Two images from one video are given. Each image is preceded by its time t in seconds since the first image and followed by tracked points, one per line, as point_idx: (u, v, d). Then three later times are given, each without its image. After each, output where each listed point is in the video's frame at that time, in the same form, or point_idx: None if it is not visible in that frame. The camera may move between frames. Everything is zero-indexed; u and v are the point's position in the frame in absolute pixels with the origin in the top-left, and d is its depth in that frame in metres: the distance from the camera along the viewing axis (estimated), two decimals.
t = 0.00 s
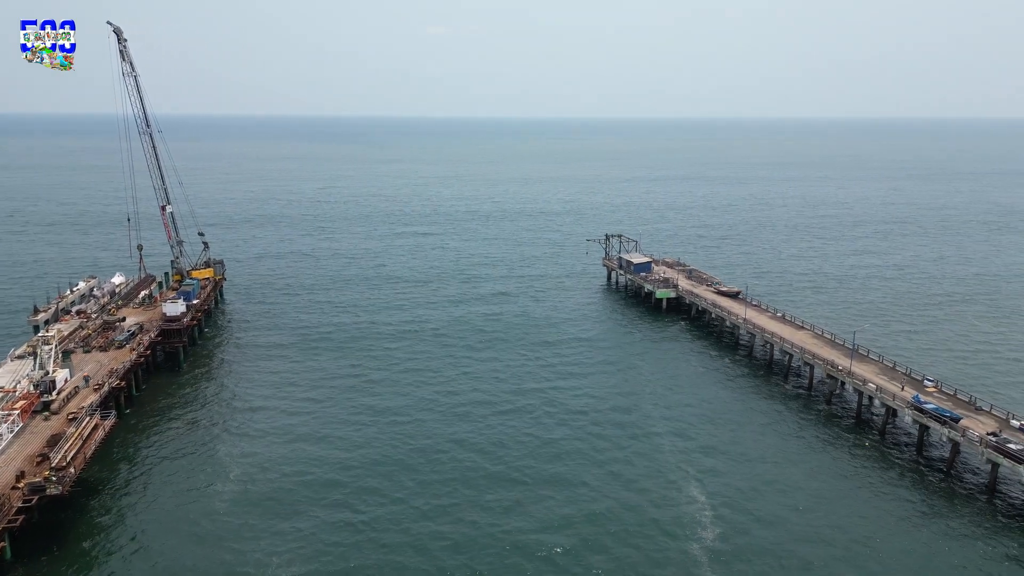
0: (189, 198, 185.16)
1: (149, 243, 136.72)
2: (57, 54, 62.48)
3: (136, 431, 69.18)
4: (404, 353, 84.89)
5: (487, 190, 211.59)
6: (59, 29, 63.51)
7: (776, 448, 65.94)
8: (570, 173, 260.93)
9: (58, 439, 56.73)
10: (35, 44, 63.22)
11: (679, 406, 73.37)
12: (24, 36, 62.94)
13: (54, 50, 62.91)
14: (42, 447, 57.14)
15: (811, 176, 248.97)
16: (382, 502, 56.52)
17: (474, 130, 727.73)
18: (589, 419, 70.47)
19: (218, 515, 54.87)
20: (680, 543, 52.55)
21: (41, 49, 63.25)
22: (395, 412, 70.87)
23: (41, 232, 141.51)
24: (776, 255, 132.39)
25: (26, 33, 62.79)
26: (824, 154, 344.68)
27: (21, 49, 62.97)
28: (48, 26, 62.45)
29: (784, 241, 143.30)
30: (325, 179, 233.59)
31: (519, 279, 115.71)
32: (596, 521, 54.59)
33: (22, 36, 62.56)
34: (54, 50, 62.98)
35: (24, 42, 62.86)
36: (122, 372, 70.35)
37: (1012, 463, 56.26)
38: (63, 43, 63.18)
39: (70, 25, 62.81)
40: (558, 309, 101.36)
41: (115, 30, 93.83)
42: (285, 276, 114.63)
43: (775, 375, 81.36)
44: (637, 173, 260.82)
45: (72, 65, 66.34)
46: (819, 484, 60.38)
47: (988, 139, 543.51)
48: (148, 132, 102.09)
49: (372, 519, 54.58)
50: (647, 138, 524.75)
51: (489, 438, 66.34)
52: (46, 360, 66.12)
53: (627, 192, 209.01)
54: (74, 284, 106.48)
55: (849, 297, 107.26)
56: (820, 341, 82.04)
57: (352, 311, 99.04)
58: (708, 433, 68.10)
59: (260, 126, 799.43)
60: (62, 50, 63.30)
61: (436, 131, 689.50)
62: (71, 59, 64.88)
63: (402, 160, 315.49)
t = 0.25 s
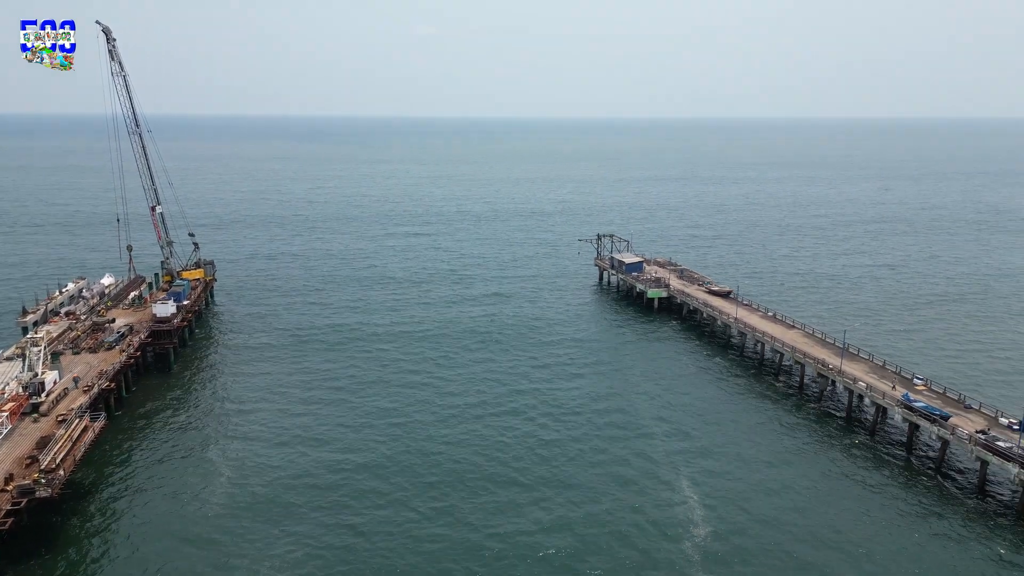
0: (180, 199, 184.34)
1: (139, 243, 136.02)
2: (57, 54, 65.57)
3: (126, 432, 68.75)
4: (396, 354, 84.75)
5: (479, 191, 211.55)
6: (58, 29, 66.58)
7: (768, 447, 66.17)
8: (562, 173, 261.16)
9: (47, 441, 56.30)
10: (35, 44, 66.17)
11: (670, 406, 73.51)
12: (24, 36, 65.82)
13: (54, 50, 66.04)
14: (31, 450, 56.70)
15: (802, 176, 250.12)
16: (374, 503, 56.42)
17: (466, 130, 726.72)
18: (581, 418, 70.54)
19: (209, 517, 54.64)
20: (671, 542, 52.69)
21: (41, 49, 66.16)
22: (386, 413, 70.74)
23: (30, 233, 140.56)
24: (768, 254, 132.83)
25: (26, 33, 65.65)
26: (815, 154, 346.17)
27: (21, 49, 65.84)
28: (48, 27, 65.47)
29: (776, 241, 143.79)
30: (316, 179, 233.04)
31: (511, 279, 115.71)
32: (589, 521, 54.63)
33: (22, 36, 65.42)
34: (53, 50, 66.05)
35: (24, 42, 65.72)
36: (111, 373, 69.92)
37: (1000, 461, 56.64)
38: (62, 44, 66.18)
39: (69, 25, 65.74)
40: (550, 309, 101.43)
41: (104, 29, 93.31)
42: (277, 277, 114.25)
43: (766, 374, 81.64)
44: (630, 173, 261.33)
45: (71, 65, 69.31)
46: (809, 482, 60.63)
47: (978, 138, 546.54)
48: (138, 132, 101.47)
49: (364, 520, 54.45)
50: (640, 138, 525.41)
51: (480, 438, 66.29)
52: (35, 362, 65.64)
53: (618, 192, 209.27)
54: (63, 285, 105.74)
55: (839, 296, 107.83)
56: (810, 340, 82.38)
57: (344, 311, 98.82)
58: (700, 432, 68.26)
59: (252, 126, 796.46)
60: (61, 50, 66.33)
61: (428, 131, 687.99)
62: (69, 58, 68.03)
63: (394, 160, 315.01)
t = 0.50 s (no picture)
0: (168, 199, 183.38)
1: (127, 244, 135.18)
2: (58, 53, 69.73)
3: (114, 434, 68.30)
4: (387, 354, 84.60)
5: (470, 191, 211.45)
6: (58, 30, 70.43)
7: (757, 445, 66.54)
8: (552, 173, 261.33)
9: (34, 444, 55.85)
10: (36, 44, 70.01)
11: (661, 405, 73.72)
12: (24, 36, 69.53)
13: (55, 50, 70.08)
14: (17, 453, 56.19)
15: (791, 176, 251.27)
16: (365, 503, 56.38)
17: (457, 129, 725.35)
18: (572, 418, 70.67)
19: (199, 518, 54.47)
20: (661, 539, 52.97)
21: (42, 49, 70.06)
22: (377, 414, 70.63)
23: (16, 234, 139.43)
24: (757, 254, 133.35)
25: (26, 34, 69.24)
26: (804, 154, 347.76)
27: (22, 50, 69.66)
28: (49, 27, 69.42)
29: (766, 240, 144.34)
30: (306, 180, 232.23)
31: (502, 279, 115.69)
32: (580, 520, 54.75)
33: (22, 36, 69.15)
34: (54, 49, 69.99)
35: (24, 42, 69.54)
36: (99, 375, 69.39)
37: (987, 458, 57.09)
38: (63, 44, 70.68)
39: (69, 26, 69.96)
40: (541, 309, 101.53)
41: (92, 29, 92.69)
42: (266, 277, 113.82)
43: (755, 373, 82.03)
44: (620, 173, 261.79)
45: (72, 64, 73.33)
46: (799, 480, 60.96)
47: (969, 137, 548.54)
48: (125, 132, 100.80)
49: (354, 520, 54.42)
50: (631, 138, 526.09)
51: (471, 438, 66.34)
52: (22, 364, 65.09)
53: (609, 192, 209.53)
54: (50, 286, 104.94)
55: (828, 295, 108.44)
56: (799, 338, 82.81)
57: (334, 312, 98.49)
58: (690, 431, 68.54)
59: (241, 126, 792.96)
60: (61, 50, 70.64)
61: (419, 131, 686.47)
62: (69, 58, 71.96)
63: (384, 160, 314.41)
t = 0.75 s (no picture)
0: (158, 200, 182.24)
1: (116, 245, 134.31)
2: (59, 53, 73.50)
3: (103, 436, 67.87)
4: (378, 354, 84.50)
5: (461, 191, 211.20)
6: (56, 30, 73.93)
7: (748, 443, 66.86)
8: (543, 173, 261.33)
9: (23, 446, 55.41)
10: (36, 44, 72.97)
11: (652, 404, 73.94)
12: (24, 36, 72.29)
13: (55, 49, 74.01)
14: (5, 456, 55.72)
15: (781, 176, 252.29)
16: (357, 503, 56.33)
17: (449, 129, 724.29)
18: (563, 417, 70.79)
19: (189, 520, 54.24)
20: (652, 538, 53.17)
21: (42, 49, 73.33)
22: (369, 414, 70.56)
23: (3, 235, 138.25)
24: (748, 253, 133.79)
25: (27, 33, 72.14)
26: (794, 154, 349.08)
27: (22, 50, 72.25)
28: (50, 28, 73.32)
29: (756, 240, 144.82)
30: (296, 180, 231.28)
31: (493, 279, 115.67)
32: (572, 520, 54.76)
33: (23, 36, 72.00)
34: (54, 48, 73.50)
35: (25, 42, 72.28)
36: (89, 377, 68.96)
37: (975, 455, 57.57)
38: (63, 44, 74.76)
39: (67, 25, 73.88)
40: (532, 309, 101.65)
41: (80, 28, 92.15)
42: (256, 278, 113.35)
43: (746, 371, 82.35)
44: (611, 173, 262.13)
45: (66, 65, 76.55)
46: (789, 478, 61.30)
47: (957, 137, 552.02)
48: (114, 132, 100.13)
49: (346, 520, 54.38)
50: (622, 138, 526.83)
51: (463, 438, 66.34)
52: (10, 366, 64.56)
53: (600, 192, 209.80)
54: (38, 287, 104.12)
55: (818, 295, 108.96)
56: (790, 337, 83.19)
57: (325, 313, 98.22)
58: (681, 430, 68.79)
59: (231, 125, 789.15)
60: (61, 50, 74.65)
61: (411, 131, 685.14)
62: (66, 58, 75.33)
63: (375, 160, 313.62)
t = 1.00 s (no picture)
0: (147, 200, 181.35)
1: (105, 245, 133.58)
2: (56, 52, 80.07)
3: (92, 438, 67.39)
4: (370, 355, 84.34)
5: (452, 191, 210.99)
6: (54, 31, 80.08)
7: (739, 442, 67.13)
8: (535, 173, 261.45)
9: (10, 448, 54.97)
10: (36, 44, 79.14)
11: (644, 404, 74.11)
12: (25, 36, 78.40)
13: (54, 49, 80.50)
14: None
15: (772, 176, 253.23)
16: (348, 504, 56.26)
17: (440, 129, 723.55)
18: (555, 417, 70.86)
19: (179, 522, 53.98)
20: (643, 536, 53.34)
21: (42, 49, 79.82)
22: (360, 415, 70.43)
23: None
24: (739, 253, 134.19)
25: (27, 34, 78.19)
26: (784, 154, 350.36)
27: (23, 49, 78.65)
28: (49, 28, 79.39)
29: (747, 240, 145.25)
30: (287, 180, 230.47)
31: (485, 279, 115.66)
32: (564, 520, 54.84)
33: (24, 37, 78.20)
34: (52, 47, 79.85)
35: (25, 42, 78.52)
36: (78, 378, 68.54)
37: (964, 453, 57.98)
38: (64, 44, 81.81)
39: (65, 26, 80.28)
40: (524, 309, 101.68)
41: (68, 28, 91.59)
42: (247, 279, 112.97)
43: (737, 370, 82.64)
44: (603, 173, 262.48)
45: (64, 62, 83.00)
46: (780, 477, 61.58)
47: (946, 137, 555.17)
48: (103, 132, 99.51)
49: (337, 521, 54.28)
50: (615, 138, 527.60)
51: (454, 438, 66.32)
52: None
53: (592, 192, 210.11)
54: (26, 288, 103.40)
55: (810, 294, 109.33)
56: (780, 336, 83.54)
57: (316, 313, 97.90)
58: (672, 429, 68.97)
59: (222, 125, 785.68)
60: (61, 50, 81.65)
61: (402, 131, 683.95)
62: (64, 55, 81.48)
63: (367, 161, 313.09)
